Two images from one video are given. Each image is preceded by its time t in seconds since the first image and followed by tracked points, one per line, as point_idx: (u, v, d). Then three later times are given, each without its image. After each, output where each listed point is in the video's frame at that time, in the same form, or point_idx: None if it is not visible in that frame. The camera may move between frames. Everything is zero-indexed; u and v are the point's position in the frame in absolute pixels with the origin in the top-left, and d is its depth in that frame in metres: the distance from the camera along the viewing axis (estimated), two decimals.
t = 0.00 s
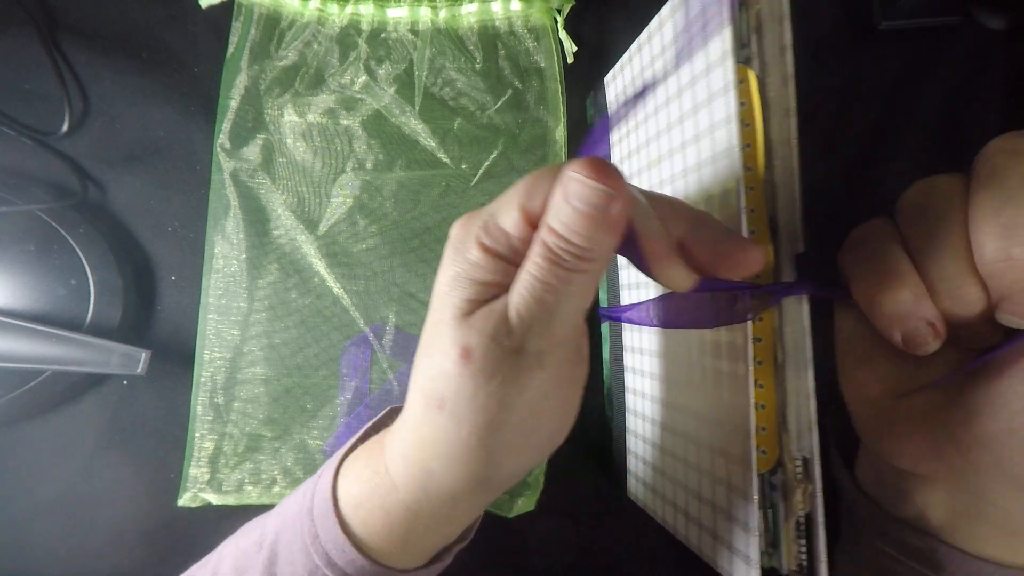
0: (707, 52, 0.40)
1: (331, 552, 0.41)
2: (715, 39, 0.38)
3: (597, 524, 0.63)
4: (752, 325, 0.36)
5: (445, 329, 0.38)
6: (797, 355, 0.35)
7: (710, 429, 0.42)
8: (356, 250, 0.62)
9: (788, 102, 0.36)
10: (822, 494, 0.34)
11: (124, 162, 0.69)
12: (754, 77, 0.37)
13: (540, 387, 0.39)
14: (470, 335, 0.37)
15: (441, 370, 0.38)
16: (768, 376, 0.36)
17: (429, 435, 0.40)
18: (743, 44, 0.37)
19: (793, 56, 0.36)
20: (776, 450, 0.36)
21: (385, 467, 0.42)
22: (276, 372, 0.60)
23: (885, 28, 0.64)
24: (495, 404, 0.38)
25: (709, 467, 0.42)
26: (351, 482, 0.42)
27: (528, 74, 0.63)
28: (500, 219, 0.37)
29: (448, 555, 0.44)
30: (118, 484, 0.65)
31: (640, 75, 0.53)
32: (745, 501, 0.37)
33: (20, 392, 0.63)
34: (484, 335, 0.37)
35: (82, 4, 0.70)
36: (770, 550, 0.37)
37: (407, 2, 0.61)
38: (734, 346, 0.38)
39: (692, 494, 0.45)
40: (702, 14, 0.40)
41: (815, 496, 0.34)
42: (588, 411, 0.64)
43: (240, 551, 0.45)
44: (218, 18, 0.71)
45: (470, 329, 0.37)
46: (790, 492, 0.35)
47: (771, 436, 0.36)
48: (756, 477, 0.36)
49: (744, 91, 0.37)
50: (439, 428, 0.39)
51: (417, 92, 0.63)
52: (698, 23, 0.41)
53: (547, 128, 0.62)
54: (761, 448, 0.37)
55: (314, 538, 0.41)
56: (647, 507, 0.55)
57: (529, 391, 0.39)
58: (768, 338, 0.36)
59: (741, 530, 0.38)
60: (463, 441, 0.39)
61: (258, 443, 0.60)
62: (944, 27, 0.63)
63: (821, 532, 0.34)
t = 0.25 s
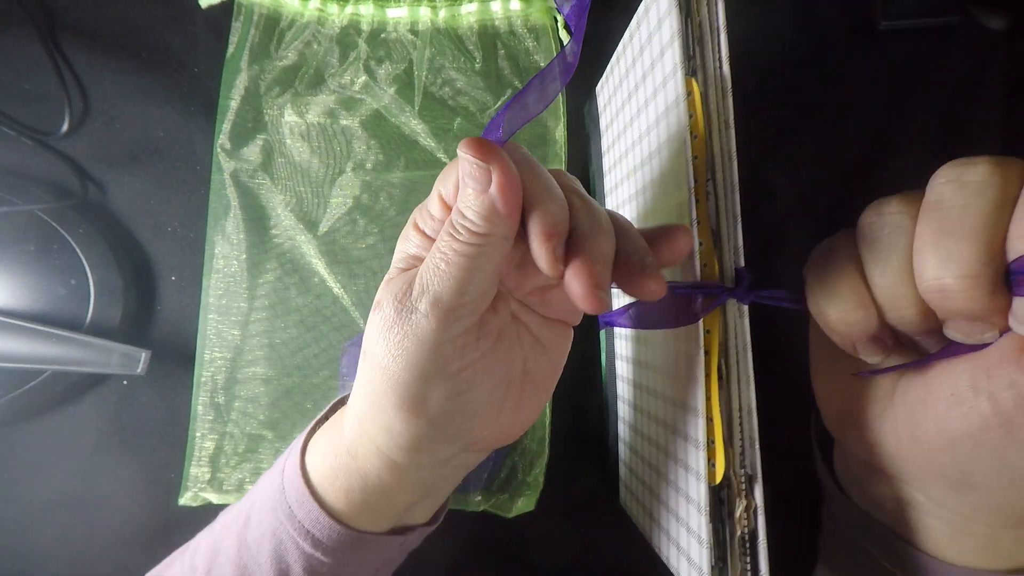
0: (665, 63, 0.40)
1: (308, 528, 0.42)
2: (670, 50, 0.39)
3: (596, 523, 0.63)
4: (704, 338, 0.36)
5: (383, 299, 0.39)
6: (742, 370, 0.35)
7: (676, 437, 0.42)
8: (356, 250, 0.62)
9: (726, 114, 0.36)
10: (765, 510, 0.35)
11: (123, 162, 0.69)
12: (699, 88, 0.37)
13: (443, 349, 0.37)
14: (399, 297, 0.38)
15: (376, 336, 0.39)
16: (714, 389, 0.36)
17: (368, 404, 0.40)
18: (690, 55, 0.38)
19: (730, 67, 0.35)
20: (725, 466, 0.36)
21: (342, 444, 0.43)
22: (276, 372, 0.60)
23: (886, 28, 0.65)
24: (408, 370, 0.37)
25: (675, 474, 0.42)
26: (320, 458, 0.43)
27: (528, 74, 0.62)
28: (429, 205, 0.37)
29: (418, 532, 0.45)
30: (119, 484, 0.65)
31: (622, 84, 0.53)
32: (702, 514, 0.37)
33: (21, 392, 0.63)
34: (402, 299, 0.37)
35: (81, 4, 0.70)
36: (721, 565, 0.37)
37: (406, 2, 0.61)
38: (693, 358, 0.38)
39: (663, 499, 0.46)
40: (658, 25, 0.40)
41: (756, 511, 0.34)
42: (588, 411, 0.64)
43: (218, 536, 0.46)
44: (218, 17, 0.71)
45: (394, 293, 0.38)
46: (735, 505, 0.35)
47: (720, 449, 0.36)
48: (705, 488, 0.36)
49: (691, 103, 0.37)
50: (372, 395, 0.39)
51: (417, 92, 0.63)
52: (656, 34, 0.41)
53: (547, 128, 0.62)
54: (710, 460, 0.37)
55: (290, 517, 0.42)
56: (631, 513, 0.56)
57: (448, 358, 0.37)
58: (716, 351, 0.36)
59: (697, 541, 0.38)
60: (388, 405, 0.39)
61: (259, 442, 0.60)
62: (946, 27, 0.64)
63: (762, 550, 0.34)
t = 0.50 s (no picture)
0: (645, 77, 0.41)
1: (327, 516, 0.42)
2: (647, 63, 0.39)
3: (597, 524, 0.63)
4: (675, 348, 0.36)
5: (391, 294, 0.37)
6: (710, 382, 0.35)
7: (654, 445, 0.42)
8: (356, 250, 0.62)
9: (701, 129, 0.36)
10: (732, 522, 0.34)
11: (124, 162, 0.69)
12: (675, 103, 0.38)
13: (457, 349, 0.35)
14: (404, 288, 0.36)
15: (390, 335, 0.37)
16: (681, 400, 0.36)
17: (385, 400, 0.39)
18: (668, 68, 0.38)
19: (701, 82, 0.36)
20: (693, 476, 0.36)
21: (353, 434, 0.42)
22: (276, 373, 0.60)
23: (887, 28, 0.65)
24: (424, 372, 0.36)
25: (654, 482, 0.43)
26: (335, 446, 0.43)
27: (528, 74, 0.62)
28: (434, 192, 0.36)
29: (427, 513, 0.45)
30: (118, 485, 0.65)
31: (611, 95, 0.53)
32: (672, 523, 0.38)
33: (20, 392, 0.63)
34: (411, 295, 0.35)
35: (82, 5, 0.70)
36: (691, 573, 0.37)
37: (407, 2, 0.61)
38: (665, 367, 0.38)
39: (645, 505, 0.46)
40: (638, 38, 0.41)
41: (724, 523, 0.34)
42: (589, 412, 0.64)
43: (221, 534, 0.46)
44: (218, 17, 0.71)
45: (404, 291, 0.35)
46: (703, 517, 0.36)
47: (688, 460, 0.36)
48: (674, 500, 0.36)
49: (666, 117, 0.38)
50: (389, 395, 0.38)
51: (417, 92, 0.63)
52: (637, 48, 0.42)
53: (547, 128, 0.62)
54: (680, 471, 0.37)
55: (312, 512, 0.42)
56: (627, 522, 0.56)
57: (476, 362, 0.36)
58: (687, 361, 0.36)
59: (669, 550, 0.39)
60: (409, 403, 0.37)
61: (258, 443, 0.60)
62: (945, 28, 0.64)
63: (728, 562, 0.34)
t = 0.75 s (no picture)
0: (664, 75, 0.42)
1: (324, 548, 0.43)
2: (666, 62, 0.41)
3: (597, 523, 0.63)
4: (700, 346, 0.37)
5: (450, 362, 0.35)
6: (736, 377, 0.36)
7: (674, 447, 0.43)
8: (356, 250, 0.62)
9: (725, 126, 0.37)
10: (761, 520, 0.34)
11: (124, 162, 0.69)
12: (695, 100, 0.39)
13: (533, 438, 0.36)
14: (485, 366, 0.34)
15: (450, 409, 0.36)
16: (709, 394, 0.37)
17: (433, 468, 0.38)
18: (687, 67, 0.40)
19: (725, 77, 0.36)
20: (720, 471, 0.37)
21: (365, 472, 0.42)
22: (276, 372, 0.60)
23: (886, 28, 0.65)
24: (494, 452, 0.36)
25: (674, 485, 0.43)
26: (337, 478, 0.43)
27: (528, 74, 0.62)
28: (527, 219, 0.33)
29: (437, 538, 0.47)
30: (118, 484, 0.65)
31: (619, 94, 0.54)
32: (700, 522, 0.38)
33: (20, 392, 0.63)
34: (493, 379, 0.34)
35: (82, 5, 0.70)
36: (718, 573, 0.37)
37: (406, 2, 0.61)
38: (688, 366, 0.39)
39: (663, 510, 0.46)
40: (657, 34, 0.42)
41: (752, 521, 0.34)
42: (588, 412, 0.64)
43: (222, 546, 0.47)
44: (218, 17, 0.71)
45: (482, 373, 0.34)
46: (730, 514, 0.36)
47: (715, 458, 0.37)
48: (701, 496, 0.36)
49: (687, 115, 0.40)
50: (445, 465, 0.38)
51: (417, 92, 0.63)
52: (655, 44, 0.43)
53: (547, 128, 0.62)
54: (707, 468, 0.37)
55: (305, 540, 0.43)
56: (633, 525, 0.56)
57: (528, 447, 0.37)
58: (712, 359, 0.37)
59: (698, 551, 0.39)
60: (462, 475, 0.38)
61: (258, 442, 0.60)
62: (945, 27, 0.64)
63: (756, 559, 0.34)
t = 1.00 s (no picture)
0: (644, 91, 0.45)
1: None
2: (647, 79, 0.43)
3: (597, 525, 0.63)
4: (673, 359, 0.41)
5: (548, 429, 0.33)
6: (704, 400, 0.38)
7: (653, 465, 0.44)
8: (356, 250, 0.62)
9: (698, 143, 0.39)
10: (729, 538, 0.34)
11: (124, 162, 0.69)
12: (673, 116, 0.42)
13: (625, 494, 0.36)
14: (604, 429, 0.33)
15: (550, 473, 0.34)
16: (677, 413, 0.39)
17: (494, 532, 0.36)
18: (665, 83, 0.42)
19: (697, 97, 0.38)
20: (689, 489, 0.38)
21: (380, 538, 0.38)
22: (276, 373, 0.60)
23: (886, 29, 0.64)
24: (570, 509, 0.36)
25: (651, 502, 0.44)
26: (298, 520, 0.41)
27: (528, 75, 0.63)
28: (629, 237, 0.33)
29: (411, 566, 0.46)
30: (118, 484, 0.65)
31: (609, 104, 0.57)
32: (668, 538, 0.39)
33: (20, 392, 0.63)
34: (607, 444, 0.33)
35: (82, 5, 0.70)
36: None
37: (407, 2, 0.61)
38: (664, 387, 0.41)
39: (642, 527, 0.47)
40: (637, 50, 0.44)
41: (721, 539, 0.34)
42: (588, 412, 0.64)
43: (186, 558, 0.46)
44: (218, 17, 0.71)
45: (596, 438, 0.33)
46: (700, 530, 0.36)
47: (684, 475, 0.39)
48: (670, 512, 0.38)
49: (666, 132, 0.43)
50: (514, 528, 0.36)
51: (418, 92, 0.63)
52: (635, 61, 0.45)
53: (547, 128, 0.62)
54: (676, 485, 0.39)
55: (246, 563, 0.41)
56: (624, 544, 0.56)
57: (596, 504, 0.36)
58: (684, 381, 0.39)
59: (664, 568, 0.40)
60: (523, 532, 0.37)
61: (258, 443, 0.60)
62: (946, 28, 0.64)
63: None
